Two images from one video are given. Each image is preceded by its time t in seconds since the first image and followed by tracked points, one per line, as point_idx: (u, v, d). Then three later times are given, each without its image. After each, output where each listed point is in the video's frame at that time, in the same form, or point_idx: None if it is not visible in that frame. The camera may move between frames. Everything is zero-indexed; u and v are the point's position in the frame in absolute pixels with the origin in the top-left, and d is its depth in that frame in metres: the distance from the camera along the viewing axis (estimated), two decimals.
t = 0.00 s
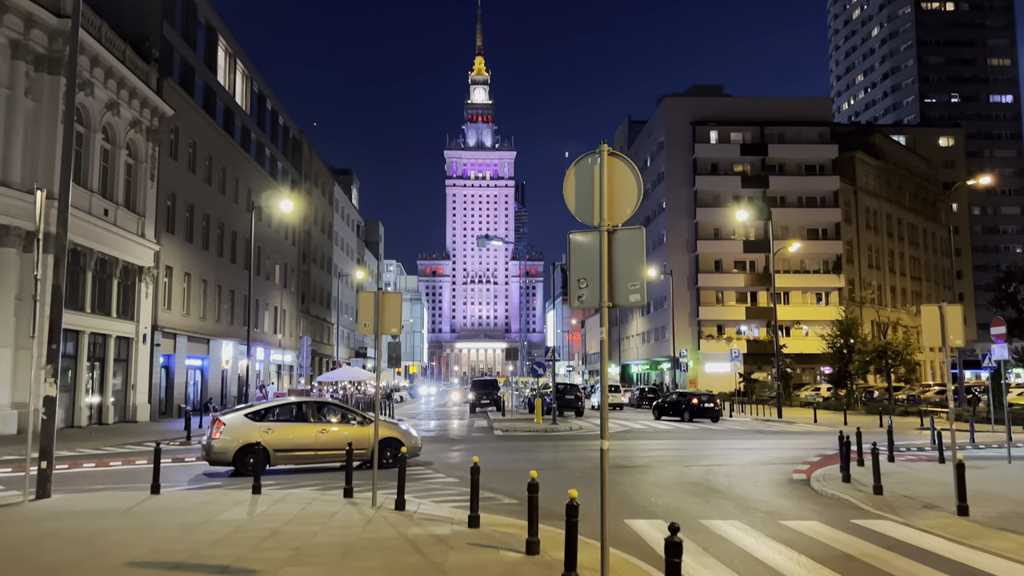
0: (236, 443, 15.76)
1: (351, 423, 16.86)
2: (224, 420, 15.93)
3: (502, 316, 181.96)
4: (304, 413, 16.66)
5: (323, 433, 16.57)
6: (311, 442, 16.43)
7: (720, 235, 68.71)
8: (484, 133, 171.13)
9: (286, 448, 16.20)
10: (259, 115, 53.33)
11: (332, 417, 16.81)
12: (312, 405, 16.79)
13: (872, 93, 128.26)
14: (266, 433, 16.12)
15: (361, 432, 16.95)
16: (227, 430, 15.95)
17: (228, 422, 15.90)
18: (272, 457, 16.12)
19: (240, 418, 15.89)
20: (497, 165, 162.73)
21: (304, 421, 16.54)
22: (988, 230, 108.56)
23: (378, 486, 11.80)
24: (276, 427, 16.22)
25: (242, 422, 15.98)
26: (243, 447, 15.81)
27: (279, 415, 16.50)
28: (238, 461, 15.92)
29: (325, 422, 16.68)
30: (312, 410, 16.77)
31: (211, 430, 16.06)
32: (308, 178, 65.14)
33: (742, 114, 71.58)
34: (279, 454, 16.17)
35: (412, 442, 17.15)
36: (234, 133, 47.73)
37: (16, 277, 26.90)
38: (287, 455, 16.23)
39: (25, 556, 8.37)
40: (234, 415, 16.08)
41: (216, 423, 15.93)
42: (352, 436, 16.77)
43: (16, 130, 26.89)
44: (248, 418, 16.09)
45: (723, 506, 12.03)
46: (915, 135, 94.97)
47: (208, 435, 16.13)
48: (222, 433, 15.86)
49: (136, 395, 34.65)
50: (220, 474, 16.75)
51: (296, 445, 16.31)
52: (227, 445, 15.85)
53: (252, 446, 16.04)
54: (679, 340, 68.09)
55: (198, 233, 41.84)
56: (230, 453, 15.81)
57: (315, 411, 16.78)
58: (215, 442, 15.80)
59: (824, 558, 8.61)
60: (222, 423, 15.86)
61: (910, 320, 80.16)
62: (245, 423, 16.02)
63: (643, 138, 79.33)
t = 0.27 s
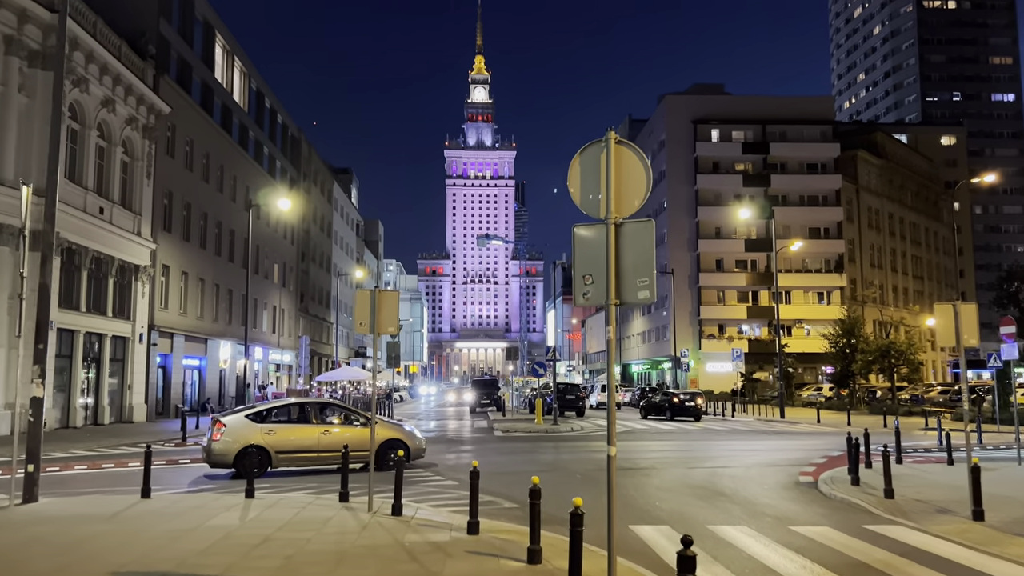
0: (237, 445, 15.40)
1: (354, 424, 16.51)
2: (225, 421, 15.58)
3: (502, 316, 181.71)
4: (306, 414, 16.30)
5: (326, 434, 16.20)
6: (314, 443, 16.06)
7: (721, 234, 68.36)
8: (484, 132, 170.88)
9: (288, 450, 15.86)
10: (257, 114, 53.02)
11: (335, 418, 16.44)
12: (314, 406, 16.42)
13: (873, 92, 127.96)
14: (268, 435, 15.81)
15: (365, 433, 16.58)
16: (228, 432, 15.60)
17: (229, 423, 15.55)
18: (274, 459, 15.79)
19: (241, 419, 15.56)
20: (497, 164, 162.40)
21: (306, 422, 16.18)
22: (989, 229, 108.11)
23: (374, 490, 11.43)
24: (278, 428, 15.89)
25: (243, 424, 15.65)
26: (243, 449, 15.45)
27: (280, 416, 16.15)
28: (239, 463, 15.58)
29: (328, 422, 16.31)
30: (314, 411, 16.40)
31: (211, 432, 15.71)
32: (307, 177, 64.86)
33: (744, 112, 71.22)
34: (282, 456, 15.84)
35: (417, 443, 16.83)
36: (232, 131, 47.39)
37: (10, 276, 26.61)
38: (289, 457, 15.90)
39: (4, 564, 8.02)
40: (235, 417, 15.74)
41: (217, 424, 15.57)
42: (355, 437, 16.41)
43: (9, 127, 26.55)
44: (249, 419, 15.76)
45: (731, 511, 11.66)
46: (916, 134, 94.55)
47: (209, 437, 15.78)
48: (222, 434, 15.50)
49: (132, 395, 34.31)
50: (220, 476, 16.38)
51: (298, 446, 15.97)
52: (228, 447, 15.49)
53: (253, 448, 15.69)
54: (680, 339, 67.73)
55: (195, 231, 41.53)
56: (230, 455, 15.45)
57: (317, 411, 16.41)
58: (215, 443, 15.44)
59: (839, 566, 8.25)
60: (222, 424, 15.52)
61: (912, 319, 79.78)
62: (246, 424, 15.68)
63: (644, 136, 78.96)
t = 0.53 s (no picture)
0: (238, 443, 15.08)
1: (357, 421, 16.15)
2: (226, 419, 15.27)
3: (502, 314, 181.42)
4: (309, 412, 15.96)
5: (328, 432, 15.86)
6: (317, 441, 15.72)
7: (722, 231, 68.03)
8: (484, 130, 170.54)
9: (291, 448, 15.53)
10: (256, 109, 52.63)
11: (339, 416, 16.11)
12: (318, 403, 16.08)
13: (874, 89, 127.55)
14: (270, 432, 15.50)
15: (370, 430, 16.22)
16: (230, 429, 15.29)
17: (230, 420, 15.24)
18: (277, 457, 15.50)
19: (243, 417, 15.25)
20: (497, 162, 162.02)
21: (309, 420, 15.85)
22: (991, 226, 107.63)
23: (372, 490, 11.11)
24: (280, 426, 15.56)
25: (245, 421, 15.35)
26: (245, 446, 15.14)
27: (282, 413, 15.81)
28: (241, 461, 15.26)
29: (330, 420, 15.97)
30: (317, 408, 16.07)
31: (211, 430, 15.40)
32: (306, 173, 64.48)
33: (745, 108, 70.86)
34: (284, 454, 15.53)
35: (421, 442, 16.52)
36: (230, 127, 46.98)
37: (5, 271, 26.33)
38: (292, 455, 15.56)
39: None
40: (236, 414, 15.44)
41: (218, 421, 15.25)
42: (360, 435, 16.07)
43: (3, 121, 26.17)
44: (251, 417, 15.46)
45: (739, 511, 11.31)
46: (918, 130, 94.11)
47: (209, 435, 15.46)
48: (224, 432, 15.17)
49: (129, 393, 33.96)
50: (221, 475, 16.06)
51: (301, 445, 15.62)
52: (229, 445, 15.18)
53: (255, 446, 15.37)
54: (681, 337, 67.40)
55: (193, 227, 41.16)
56: (232, 453, 15.12)
57: (320, 409, 16.07)
58: (216, 441, 15.13)
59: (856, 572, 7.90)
60: (224, 422, 15.20)
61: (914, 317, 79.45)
62: (248, 422, 15.38)
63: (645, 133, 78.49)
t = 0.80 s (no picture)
0: (239, 443, 14.73)
1: (360, 421, 15.88)
2: (228, 420, 14.92)
3: (502, 312, 181.12)
4: (312, 412, 15.61)
5: (333, 432, 15.52)
6: (321, 442, 15.37)
7: (724, 229, 67.61)
8: (485, 128, 170.20)
9: (294, 450, 15.17)
10: (255, 106, 52.27)
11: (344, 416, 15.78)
12: (322, 404, 15.73)
13: (876, 86, 127.16)
14: (273, 433, 15.13)
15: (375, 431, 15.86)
16: (231, 430, 14.93)
17: (232, 421, 14.89)
18: (280, 458, 15.12)
19: (245, 417, 14.90)
20: (497, 160, 161.62)
21: (313, 420, 15.50)
22: (993, 224, 107.01)
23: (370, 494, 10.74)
24: (282, 426, 15.20)
25: (247, 422, 15.00)
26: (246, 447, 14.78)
27: (286, 414, 15.46)
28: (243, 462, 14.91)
29: (333, 420, 15.65)
30: (321, 408, 15.72)
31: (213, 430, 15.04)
32: (305, 171, 64.14)
33: (747, 105, 70.47)
34: (287, 455, 15.15)
35: (426, 442, 16.21)
36: (228, 124, 46.62)
37: None
38: (295, 457, 15.20)
39: None
40: (239, 415, 15.08)
41: (220, 422, 14.90)
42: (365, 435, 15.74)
43: None
44: (253, 417, 15.12)
45: (750, 515, 10.95)
46: (920, 128, 93.67)
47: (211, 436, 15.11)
48: (225, 433, 14.84)
49: (126, 391, 33.64)
50: (222, 477, 15.73)
51: (304, 446, 15.26)
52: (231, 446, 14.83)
53: (257, 446, 15.01)
54: (683, 335, 67.05)
55: (190, 225, 40.82)
56: (234, 454, 14.77)
57: (324, 409, 15.73)
58: (218, 442, 14.77)
59: None
60: (225, 422, 14.85)
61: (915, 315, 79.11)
62: (250, 423, 15.03)
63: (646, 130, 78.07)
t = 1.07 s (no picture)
0: (240, 440, 14.39)
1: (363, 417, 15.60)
2: (229, 416, 14.58)
3: (502, 309, 180.82)
4: (315, 408, 15.27)
5: (336, 429, 15.19)
6: (323, 439, 15.03)
7: (726, 225, 67.18)
8: (485, 125, 169.80)
9: (296, 446, 14.84)
10: (253, 101, 51.92)
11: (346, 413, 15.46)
12: (324, 399, 15.40)
13: (877, 82, 126.82)
14: (275, 429, 14.80)
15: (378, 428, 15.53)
16: (232, 426, 14.59)
17: (233, 417, 14.55)
18: (282, 455, 14.79)
19: (246, 413, 14.57)
20: (497, 157, 161.23)
21: (315, 417, 15.17)
22: (995, 221, 106.43)
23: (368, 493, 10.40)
24: (284, 423, 14.87)
25: (248, 418, 14.67)
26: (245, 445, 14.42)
27: (288, 410, 15.12)
28: (244, 460, 14.58)
29: (336, 416, 15.34)
30: (324, 405, 15.39)
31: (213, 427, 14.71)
32: (304, 166, 63.82)
33: (748, 101, 70.10)
34: (289, 452, 14.81)
35: (430, 439, 15.89)
36: (227, 119, 46.28)
37: None
38: (297, 454, 14.86)
39: None
40: (239, 411, 14.75)
41: (220, 418, 14.57)
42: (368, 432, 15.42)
43: None
44: (255, 413, 14.79)
45: (760, 515, 10.62)
46: (922, 124, 93.09)
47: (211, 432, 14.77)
48: (226, 430, 14.49)
49: (123, 388, 33.28)
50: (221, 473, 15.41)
51: (306, 442, 14.92)
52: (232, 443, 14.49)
53: (259, 443, 14.67)
54: (684, 332, 66.70)
55: (188, 220, 40.47)
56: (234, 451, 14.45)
57: (327, 405, 15.40)
58: (218, 439, 14.42)
59: None
60: (225, 418, 14.51)
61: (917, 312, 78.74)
62: (251, 419, 14.70)
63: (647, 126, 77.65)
